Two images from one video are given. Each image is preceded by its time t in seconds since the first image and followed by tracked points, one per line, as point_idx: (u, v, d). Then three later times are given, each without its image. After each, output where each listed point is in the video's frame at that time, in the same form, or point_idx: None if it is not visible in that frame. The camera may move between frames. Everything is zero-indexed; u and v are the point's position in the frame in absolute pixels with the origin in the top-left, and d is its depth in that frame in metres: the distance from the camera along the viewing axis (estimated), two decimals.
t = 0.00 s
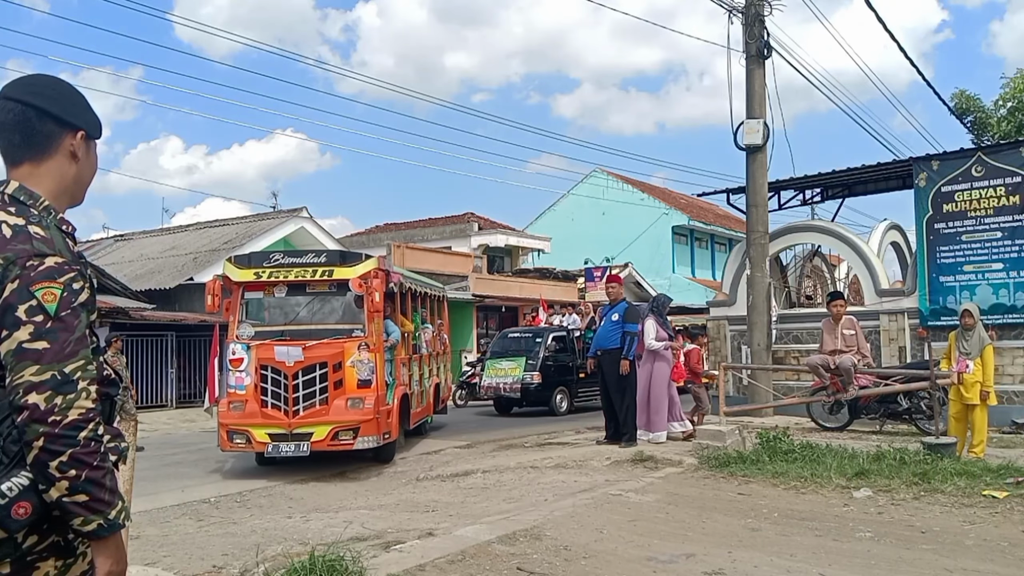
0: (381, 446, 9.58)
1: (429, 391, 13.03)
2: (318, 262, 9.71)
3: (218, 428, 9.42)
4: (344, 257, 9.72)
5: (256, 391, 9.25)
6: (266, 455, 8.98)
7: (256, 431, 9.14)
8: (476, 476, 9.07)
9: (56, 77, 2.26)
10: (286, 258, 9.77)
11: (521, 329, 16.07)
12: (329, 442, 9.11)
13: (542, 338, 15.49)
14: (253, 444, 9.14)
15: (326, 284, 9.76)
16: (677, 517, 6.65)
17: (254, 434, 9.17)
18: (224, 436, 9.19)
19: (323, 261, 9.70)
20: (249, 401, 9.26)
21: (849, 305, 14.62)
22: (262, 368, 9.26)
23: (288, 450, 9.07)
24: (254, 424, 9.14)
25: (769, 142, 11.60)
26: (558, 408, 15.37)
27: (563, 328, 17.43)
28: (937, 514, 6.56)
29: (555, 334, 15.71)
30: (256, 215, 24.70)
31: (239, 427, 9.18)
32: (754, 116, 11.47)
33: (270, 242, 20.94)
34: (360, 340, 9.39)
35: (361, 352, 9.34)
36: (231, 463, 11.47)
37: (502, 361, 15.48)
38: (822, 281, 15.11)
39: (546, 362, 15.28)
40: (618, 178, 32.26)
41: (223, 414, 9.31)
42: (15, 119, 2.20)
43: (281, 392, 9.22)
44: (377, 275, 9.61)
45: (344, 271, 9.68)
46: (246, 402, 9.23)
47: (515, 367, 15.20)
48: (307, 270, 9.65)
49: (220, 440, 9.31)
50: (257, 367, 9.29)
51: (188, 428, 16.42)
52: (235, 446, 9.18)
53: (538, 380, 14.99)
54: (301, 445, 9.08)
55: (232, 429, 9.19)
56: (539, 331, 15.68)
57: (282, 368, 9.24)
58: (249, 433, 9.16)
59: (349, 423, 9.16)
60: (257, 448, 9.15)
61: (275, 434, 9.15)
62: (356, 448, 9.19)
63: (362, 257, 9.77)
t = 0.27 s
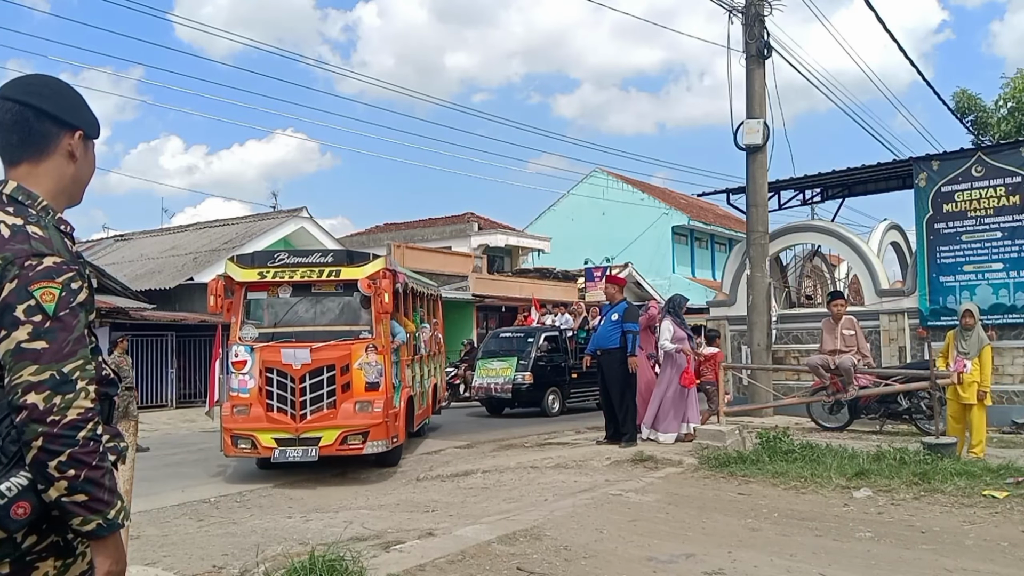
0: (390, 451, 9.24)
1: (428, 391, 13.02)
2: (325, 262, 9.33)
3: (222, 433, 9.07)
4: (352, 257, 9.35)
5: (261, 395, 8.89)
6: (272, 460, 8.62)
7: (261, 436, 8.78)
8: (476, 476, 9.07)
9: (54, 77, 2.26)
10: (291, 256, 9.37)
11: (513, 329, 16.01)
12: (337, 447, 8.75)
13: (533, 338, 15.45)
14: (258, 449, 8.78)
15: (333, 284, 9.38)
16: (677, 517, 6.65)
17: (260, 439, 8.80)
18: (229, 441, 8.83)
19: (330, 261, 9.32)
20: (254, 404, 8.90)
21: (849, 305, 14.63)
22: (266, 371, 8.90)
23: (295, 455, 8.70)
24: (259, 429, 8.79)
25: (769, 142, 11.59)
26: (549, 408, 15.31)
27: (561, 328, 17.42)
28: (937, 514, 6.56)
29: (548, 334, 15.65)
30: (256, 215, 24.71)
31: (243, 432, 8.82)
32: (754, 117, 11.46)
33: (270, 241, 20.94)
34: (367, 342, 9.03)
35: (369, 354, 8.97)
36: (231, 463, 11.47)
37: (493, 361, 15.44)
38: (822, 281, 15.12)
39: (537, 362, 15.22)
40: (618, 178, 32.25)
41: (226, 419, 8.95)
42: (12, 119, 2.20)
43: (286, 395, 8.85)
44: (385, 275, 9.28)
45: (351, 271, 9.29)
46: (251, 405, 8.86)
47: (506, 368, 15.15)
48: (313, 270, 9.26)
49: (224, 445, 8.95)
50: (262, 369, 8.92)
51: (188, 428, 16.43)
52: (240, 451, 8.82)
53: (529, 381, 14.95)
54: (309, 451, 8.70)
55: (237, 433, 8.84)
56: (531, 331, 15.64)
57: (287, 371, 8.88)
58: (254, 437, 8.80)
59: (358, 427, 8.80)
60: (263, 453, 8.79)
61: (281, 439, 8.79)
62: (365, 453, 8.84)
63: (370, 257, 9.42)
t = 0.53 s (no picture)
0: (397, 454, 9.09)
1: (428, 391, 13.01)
2: (332, 260, 9.19)
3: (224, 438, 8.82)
4: (359, 255, 9.23)
5: (266, 397, 8.71)
6: (280, 463, 8.42)
7: (267, 439, 8.57)
8: (476, 476, 9.06)
9: (51, 76, 2.26)
10: (297, 255, 9.21)
11: (506, 329, 15.96)
12: (346, 449, 8.58)
13: (526, 338, 15.41)
14: (264, 452, 8.57)
15: (339, 283, 9.22)
16: (677, 517, 6.65)
17: (266, 442, 8.60)
18: (233, 445, 8.60)
19: (336, 259, 9.19)
20: (259, 407, 8.70)
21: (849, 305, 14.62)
22: (272, 373, 8.74)
23: (303, 458, 8.50)
24: (266, 432, 8.58)
25: (769, 142, 11.59)
26: (542, 409, 15.27)
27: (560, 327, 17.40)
28: (937, 514, 6.56)
29: (540, 334, 15.61)
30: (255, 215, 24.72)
31: (248, 435, 8.61)
32: (754, 116, 11.46)
33: (270, 241, 20.94)
34: (374, 342, 8.94)
35: (376, 353, 8.88)
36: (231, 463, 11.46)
37: (485, 361, 15.44)
38: (822, 281, 15.11)
39: (529, 363, 15.18)
40: (618, 178, 32.25)
41: (230, 422, 8.73)
42: (10, 118, 2.20)
43: (293, 397, 8.69)
44: (394, 274, 9.19)
45: (358, 269, 9.17)
46: (256, 408, 8.67)
47: (498, 368, 15.11)
48: (320, 269, 9.12)
49: (227, 450, 8.71)
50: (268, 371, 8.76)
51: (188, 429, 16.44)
52: (245, 455, 8.60)
53: (521, 381, 14.90)
54: (317, 454, 8.52)
55: (241, 437, 8.62)
56: (523, 331, 15.59)
57: (294, 372, 8.73)
58: (259, 441, 8.59)
59: (367, 429, 8.64)
60: (269, 457, 8.57)
61: (288, 442, 8.59)
62: (375, 455, 8.68)
63: (377, 256, 9.28)
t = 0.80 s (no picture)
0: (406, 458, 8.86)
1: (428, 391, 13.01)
2: (341, 258, 8.88)
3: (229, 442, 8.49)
4: (369, 254, 8.97)
5: (273, 401, 8.37)
6: (290, 469, 8.12)
7: (276, 444, 8.26)
8: (476, 476, 9.06)
9: (50, 76, 2.26)
10: (305, 253, 8.87)
11: (498, 328, 15.94)
12: (358, 454, 8.31)
13: (518, 337, 15.37)
14: (272, 458, 8.25)
15: (347, 282, 8.92)
16: (677, 517, 6.64)
17: (274, 447, 8.27)
18: (240, 450, 8.28)
19: (345, 258, 8.88)
20: (266, 410, 8.36)
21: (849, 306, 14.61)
22: (279, 375, 8.38)
23: (314, 464, 8.19)
24: (274, 436, 8.26)
25: (769, 142, 11.59)
26: (533, 410, 15.26)
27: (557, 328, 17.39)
28: (937, 514, 6.55)
29: (533, 334, 15.55)
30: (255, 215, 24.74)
31: (255, 440, 8.29)
32: (754, 116, 11.46)
33: (270, 241, 20.95)
34: (385, 343, 8.64)
35: (387, 355, 8.59)
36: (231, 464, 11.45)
37: (476, 361, 15.36)
38: (822, 281, 15.09)
39: (522, 363, 15.11)
40: (618, 178, 32.24)
41: (235, 426, 8.39)
42: (9, 118, 2.20)
43: (302, 400, 8.35)
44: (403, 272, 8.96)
45: (368, 268, 8.91)
46: (263, 412, 8.33)
47: (490, 368, 15.06)
48: (329, 267, 8.80)
49: (233, 455, 8.39)
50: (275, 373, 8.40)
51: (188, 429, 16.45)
52: (253, 461, 8.28)
53: (514, 381, 14.86)
54: (328, 459, 8.22)
55: (248, 442, 8.30)
56: (515, 331, 15.56)
57: (302, 374, 8.38)
58: (268, 446, 8.27)
59: (379, 433, 8.38)
60: (278, 463, 8.25)
61: (297, 447, 8.28)
62: (387, 460, 8.43)
63: (388, 255, 9.06)
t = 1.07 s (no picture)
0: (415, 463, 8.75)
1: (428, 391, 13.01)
2: (352, 259, 8.63)
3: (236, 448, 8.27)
4: (381, 255, 8.73)
5: (282, 405, 8.17)
6: (301, 476, 7.94)
7: (286, 450, 8.06)
8: (476, 476, 9.06)
9: (49, 76, 2.26)
10: (314, 253, 8.60)
11: (491, 328, 15.83)
12: (370, 460, 8.16)
13: (510, 337, 15.31)
14: (282, 464, 8.06)
15: (358, 284, 8.66)
16: (677, 517, 6.64)
17: (283, 453, 8.08)
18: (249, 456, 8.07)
19: (357, 259, 8.64)
20: (275, 415, 8.17)
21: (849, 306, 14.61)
22: (289, 379, 8.18)
23: (326, 471, 8.02)
24: (284, 442, 8.07)
25: (769, 142, 11.59)
26: (526, 410, 15.26)
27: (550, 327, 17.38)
28: (937, 515, 6.55)
29: (526, 334, 15.50)
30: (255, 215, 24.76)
31: (264, 446, 8.09)
32: (754, 116, 11.45)
33: (270, 241, 20.96)
34: (397, 346, 8.48)
35: (399, 358, 8.45)
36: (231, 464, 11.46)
37: (468, 361, 15.37)
38: (822, 281, 15.09)
39: (514, 363, 15.10)
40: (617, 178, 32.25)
41: (243, 431, 8.18)
42: (8, 118, 2.20)
43: (312, 405, 8.16)
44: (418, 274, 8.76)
45: (382, 269, 8.66)
46: (272, 417, 8.13)
47: (482, 368, 15.06)
48: (340, 268, 8.55)
49: (240, 461, 8.17)
50: (284, 377, 8.20)
51: (188, 429, 16.46)
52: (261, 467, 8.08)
53: (506, 382, 14.85)
54: (340, 465, 8.06)
55: (257, 448, 8.09)
56: (508, 330, 15.48)
57: (313, 378, 8.19)
58: (277, 452, 8.07)
59: (392, 439, 8.25)
60: (288, 469, 8.06)
61: (308, 453, 8.10)
62: (400, 466, 8.31)
63: (400, 255, 8.83)
